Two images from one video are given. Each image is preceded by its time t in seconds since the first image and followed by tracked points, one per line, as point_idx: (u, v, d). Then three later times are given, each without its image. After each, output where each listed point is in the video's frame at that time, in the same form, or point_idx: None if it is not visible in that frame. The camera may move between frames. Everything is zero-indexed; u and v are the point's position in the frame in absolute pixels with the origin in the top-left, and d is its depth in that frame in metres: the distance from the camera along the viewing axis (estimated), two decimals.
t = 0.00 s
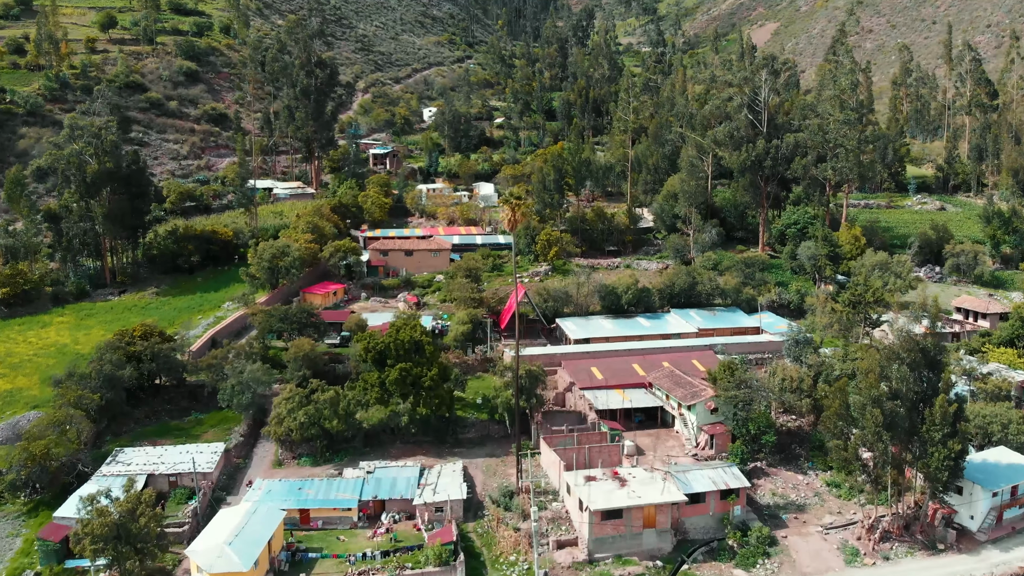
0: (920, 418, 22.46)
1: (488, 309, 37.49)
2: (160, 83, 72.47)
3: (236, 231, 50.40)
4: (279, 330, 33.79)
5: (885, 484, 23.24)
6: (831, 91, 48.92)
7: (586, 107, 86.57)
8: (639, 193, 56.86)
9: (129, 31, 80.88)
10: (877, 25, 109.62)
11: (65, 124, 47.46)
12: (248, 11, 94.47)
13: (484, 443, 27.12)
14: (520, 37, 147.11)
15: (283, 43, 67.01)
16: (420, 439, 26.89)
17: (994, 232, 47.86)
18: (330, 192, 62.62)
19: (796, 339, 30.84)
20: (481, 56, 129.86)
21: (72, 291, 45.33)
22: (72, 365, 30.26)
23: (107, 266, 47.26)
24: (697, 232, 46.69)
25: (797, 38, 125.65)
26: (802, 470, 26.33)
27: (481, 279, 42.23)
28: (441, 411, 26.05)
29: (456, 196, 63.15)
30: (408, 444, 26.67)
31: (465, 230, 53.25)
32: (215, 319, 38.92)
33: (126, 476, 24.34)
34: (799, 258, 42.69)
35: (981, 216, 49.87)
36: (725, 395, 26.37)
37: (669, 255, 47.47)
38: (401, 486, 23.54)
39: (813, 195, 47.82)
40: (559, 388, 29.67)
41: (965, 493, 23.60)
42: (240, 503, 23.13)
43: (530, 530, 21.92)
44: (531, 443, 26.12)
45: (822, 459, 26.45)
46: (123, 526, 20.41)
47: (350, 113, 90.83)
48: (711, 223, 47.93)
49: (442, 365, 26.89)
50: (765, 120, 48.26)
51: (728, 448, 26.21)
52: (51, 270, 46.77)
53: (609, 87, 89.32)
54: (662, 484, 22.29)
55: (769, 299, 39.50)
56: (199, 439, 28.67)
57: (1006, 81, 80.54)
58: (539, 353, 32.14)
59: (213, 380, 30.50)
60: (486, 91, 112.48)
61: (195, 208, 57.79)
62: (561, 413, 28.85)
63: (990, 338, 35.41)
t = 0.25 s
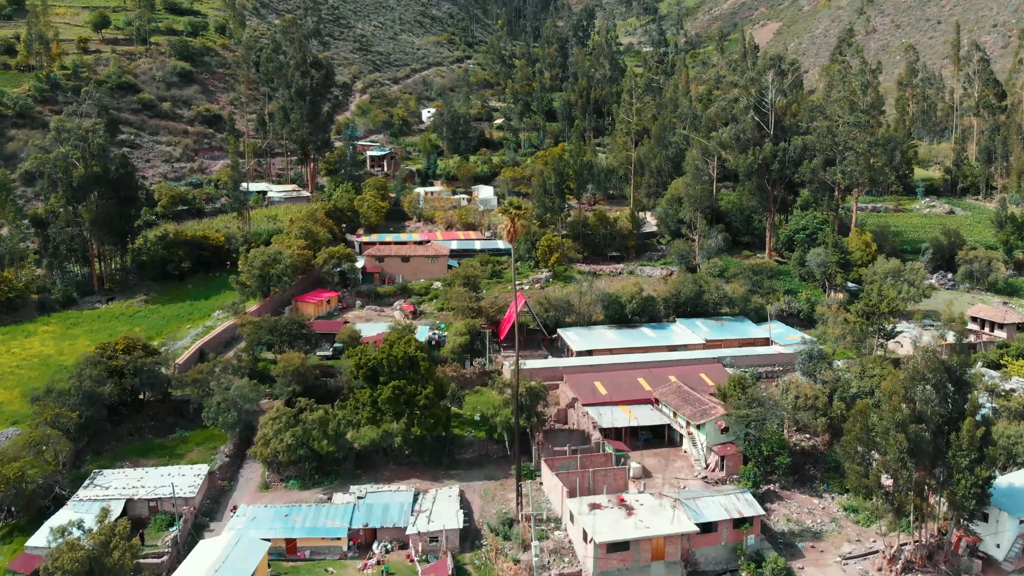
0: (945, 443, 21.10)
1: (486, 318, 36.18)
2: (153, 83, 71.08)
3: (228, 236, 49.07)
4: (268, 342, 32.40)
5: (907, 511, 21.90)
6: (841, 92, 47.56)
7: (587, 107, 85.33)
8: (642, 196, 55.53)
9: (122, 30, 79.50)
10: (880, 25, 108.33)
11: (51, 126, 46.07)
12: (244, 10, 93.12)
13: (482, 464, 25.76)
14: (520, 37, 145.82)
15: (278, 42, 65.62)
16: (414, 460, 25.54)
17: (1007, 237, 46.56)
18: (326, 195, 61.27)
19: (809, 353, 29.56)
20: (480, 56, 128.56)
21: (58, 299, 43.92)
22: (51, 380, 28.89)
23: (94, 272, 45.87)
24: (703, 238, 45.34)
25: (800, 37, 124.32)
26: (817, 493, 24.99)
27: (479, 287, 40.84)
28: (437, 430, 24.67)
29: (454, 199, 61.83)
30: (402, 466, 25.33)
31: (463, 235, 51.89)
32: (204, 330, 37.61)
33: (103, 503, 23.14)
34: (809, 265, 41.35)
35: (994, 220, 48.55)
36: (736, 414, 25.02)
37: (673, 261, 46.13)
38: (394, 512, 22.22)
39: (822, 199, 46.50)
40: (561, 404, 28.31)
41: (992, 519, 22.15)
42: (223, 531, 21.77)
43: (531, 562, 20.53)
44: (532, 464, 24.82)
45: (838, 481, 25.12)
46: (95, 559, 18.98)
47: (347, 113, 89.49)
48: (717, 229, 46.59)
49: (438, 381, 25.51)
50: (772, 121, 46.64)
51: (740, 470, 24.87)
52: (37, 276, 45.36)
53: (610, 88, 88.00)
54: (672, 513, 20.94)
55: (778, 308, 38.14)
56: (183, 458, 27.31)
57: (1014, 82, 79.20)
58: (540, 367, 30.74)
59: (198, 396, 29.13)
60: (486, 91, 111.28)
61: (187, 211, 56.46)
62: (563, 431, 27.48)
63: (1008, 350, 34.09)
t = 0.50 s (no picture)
0: (973, 472, 19.78)
1: (484, 329, 34.80)
2: (146, 84, 69.71)
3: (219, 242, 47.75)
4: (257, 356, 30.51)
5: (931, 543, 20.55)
6: (849, 94, 46.24)
7: (588, 108, 84.22)
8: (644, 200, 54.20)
9: (114, 30, 78.12)
10: (884, 25, 107.02)
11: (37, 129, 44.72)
12: (240, 9, 91.76)
13: (480, 488, 24.44)
14: (520, 37, 144.52)
15: (272, 42, 64.29)
16: (408, 484, 24.21)
17: (1021, 243, 45.25)
18: (321, 198, 59.93)
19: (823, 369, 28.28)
20: (480, 56, 127.24)
21: (43, 307, 42.53)
22: (28, 397, 27.56)
23: (81, 279, 44.49)
24: (708, 243, 44.04)
25: (802, 37, 122.98)
26: (833, 519, 23.64)
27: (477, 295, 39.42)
28: (432, 453, 23.30)
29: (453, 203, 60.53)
30: (394, 491, 23.99)
31: (461, 240, 50.49)
32: (191, 342, 36.33)
33: (77, 534, 21.78)
34: (818, 272, 40.06)
35: (1007, 226, 47.24)
36: (749, 436, 23.70)
37: (678, 268, 44.83)
38: (386, 543, 20.89)
39: (830, 204, 45.19)
40: (564, 423, 26.93)
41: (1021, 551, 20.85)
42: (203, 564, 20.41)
43: None
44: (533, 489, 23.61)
45: (855, 507, 23.77)
46: None
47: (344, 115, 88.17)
48: (723, 234, 45.25)
49: (433, 401, 24.15)
50: (778, 123, 45.40)
51: (752, 495, 23.57)
52: (22, 283, 43.96)
53: (611, 88, 86.69)
54: (683, 546, 19.60)
55: (788, 318, 36.83)
56: (166, 481, 26.04)
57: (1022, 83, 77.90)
58: (541, 382, 29.36)
59: (182, 413, 27.77)
60: (485, 92, 110.04)
61: (179, 216, 55.14)
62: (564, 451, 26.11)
63: None
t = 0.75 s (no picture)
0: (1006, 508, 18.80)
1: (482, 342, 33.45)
2: (138, 86, 68.33)
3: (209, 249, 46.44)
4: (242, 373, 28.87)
5: None
6: (859, 96, 44.93)
7: (589, 110, 83.15)
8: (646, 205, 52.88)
9: (107, 31, 76.75)
10: (888, 25, 105.74)
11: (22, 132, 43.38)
12: (235, 9, 90.40)
13: (476, 515, 23.10)
14: (519, 37, 143.25)
15: (266, 43, 62.96)
16: (401, 512, 22.87)
17: None
18: (316, 202, 58.60)
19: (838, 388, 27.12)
20: (479, 56, 125.95)
21: (28, 316, 41.17)
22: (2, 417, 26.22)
23: (67, 287, 43.12)
24: (714, 250, 42.80)
25: (805, 38, 121.66)
26: (852, 548, 22.29)
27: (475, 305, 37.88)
28: (426, 480, 21.94)
29: (451, 207, 59.24)
30: (386, 519, 22.62)
31: (459, 246, 49.01)
32: (178, 354, 35.05)
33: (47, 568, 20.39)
34: (828, 281, 38.83)
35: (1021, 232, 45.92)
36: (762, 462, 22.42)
37: (682, 275, 43.53)
38: None
39: (839, 210, 43.90)
40: (565, 444, 25.60)
41: None
42: None
43: None
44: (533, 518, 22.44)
45: (873, 536, 22.45)
46: None
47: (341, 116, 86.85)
48: (729, 241, 43.93)
49: (427, 424, 22.81)
50: (786, 126, 44.13)
51: (766, 523, 22.28)
52: (6, 291, 42.60)
53: (612, 89, 85.38)
54: None
55: (797, 329, 35.54)
56: (147, 506, 24.71)
57: None
58: (541, 399, 28.02)
59: (164, 434, 26.40)
60: (485, 93, 108.76)
61: (170, 220, 53.85)
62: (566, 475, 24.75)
63: None
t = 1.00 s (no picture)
0: None
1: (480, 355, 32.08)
2: (130, 87, 66.95)
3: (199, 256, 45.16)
4: (228, 392, 27.65)
5: None
6: (869, 99, 43.59)
7: (590, 111, 81.82)
8: (649, 210, 51.55)
9: (99, 31, 75.39)
10: (892, 26, 104.52)
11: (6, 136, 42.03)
12: (231, 9, 89.04)
13: (473, 546, 21.76)
14: (519, 37, 142.08)
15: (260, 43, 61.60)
16: (393, 543, 21.51)
17: None
18: (311, 207, 57.27)
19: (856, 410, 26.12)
20: (478, 57, 124.66)
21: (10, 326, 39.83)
22: None
23: (52, 296, 41.77)
24: (720, 258, 41.41)
25: (807, 38, 120.33)
26: None
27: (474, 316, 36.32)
28: (419, 511, 20.58)
29: (449, 211, 57.91)
30: (377, 552, 21.26)
31: (457, 252, 47.52)
32: (163, 369, 33.75)
33: None
34: (838, 290, 37.67)
35: None
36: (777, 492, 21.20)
37: (687, 284, 42.22)
38: None
39: (849, 216, 42.59)
40: (568, 467, 24.28)
41: None
42: None
43: None
44: (535, 551, 21.27)
45: (894, 567, 21.19)
46: None
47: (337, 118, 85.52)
48: (736, 248, 42.60)
49: (421, 450, 21.49)
50: (794, 130, 42.81)
51: (781, 556, 21.05)
52: None
53: (613, 90, 84.07)
54: None
55: (807, 341, 34.21)
56: (125, 535, 23.38)
57: None
58: (543, 416, 26.74)
59: (145, 457, 25.02)
60: (484, 95, 107.49)
61: (161, 226, 52.62)
62: (568, 502, 23.46)
63: None
